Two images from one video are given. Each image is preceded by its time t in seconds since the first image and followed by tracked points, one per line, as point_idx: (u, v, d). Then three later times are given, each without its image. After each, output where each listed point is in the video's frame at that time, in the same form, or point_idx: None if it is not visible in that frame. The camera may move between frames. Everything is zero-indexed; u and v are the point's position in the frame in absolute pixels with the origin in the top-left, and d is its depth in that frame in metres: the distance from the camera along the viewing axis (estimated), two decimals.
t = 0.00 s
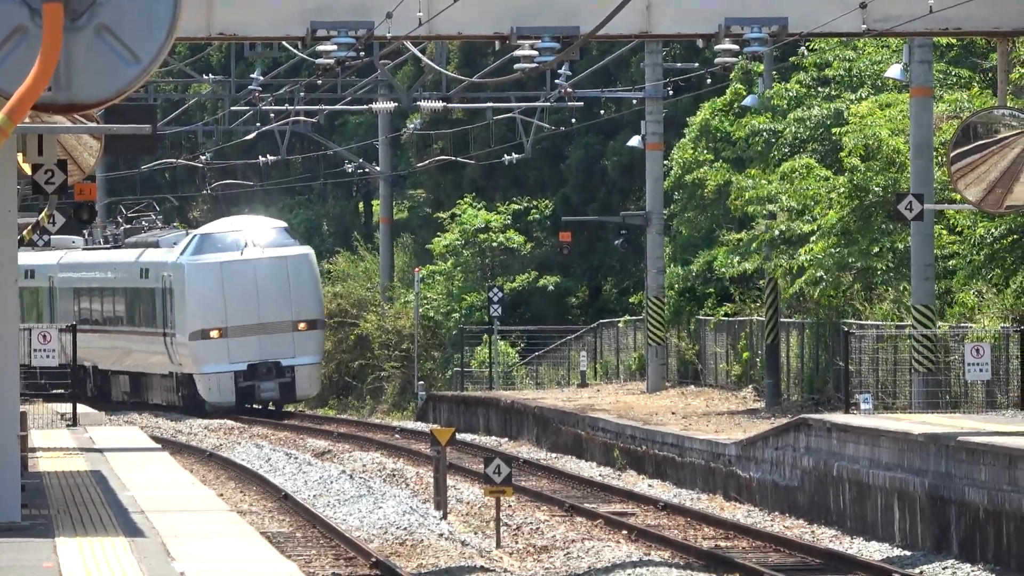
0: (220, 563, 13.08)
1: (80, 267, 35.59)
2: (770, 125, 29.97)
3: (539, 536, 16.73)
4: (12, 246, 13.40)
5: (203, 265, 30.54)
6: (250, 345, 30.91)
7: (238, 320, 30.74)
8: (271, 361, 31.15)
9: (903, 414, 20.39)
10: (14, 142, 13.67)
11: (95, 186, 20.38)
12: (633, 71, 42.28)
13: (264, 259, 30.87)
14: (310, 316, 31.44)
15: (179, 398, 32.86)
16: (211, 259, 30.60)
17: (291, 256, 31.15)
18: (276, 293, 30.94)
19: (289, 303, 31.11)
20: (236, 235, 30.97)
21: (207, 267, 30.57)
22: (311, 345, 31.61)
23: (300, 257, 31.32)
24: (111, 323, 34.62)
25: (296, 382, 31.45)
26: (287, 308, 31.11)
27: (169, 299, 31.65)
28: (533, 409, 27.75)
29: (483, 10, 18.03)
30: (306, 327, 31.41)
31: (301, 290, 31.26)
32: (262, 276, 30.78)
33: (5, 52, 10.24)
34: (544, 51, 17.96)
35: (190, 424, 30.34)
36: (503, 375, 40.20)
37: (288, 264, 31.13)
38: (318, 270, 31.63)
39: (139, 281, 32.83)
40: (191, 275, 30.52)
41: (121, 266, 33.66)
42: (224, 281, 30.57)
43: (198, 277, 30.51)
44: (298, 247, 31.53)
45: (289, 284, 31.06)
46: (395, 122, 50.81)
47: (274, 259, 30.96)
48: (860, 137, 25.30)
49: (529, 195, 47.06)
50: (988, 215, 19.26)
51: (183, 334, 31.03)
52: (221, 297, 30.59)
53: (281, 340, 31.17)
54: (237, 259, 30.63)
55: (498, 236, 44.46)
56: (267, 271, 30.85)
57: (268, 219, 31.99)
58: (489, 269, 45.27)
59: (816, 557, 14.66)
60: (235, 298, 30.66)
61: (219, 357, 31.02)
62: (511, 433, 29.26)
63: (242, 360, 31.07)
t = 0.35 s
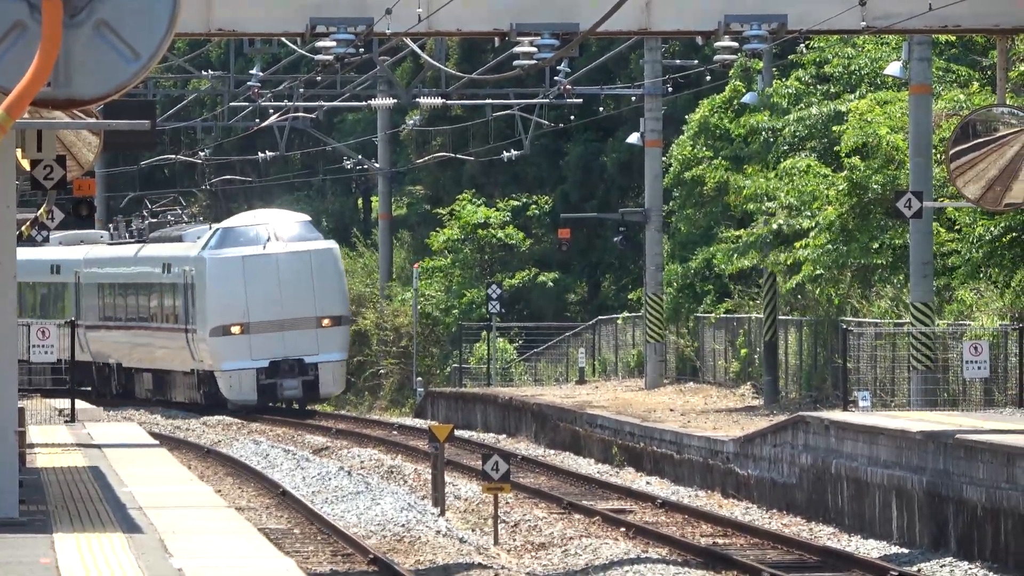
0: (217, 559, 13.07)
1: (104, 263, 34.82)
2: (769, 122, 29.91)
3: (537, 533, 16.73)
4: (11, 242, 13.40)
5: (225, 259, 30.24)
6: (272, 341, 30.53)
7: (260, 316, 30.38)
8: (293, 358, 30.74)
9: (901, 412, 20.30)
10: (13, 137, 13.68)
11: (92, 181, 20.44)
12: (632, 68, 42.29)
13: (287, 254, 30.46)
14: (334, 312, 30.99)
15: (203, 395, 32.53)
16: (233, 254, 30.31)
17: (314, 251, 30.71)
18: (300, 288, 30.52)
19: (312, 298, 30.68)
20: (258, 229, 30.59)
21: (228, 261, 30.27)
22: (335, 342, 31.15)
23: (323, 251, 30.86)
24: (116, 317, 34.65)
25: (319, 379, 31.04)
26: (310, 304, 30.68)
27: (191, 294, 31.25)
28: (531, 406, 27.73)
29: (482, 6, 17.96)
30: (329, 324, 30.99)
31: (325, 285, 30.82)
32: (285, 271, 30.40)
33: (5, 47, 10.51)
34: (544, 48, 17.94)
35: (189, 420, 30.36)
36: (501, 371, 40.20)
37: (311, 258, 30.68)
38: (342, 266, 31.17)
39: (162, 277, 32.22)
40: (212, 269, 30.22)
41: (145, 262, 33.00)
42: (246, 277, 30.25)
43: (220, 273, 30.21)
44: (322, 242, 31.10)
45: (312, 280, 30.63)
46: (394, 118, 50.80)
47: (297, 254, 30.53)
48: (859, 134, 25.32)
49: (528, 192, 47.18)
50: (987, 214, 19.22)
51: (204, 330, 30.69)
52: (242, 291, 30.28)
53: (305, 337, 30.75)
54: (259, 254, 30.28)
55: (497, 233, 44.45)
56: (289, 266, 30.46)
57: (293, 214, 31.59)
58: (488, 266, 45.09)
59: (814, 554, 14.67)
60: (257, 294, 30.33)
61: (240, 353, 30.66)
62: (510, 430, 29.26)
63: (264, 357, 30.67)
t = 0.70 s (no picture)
0: (216, 555, 13.09)
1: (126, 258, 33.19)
2: (766, 120, 29.88)
3: (534, 530, 16.74)
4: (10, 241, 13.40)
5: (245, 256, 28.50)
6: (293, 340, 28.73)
7: (281, 314, 28.61)
8: (314, 357, 28.93)
9: (898, 408, 20.17)
10: (11, 134, 13.65)
11: (89, 179, 20.51)
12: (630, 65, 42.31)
13: (308, 250, 28.61)
14: (357, 310, 29.14)
15: (220, 393, 30.84)
16: (253, 250, 28.53)
17: (336, 246, 28.82)
18: (321, 285, 28.69)
19: (335, 295, 28.82)
20: (280, 224, 28.81)
21: (248, 258, 28.54)
22: (358, 341, 29.29)
23: (346, 247, 29.00)
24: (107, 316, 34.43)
25: (341, 378, 29.23)
26: (332, 301, 28.83)
27: (209, 290, 29.57)
28: (529, 402, 27.76)
29: (480, 2, 18.02)
30: (352, 322, 29.11)
31: (348, 282, 28.97)
32: (306, 268, 28.57)
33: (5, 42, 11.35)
34: (542, 44, 17.98)
35: (186, 416, 30.35)
36: (499, 367, 40.14)
37: (333, 254, 28.81)
38: (366, 261, 29.33)
39: (181, 273, 30.54)
40: (232, 265, 28.51)
41: (166, 257, 31.28)
42: (266, 273, 28.48)
43: (240, 269, 28.49)
44: (345, 236, 29.25)
45: (334, 277, 28.80)
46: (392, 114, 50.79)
47: (320, 250, 28.68)
48: (856, 131, 25.42)
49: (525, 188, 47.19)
50: (985, 211, 19.22)
51: (223, 327, 28.99)
52: (263, 289, 28.51)
53: (326, 335, 28.90)
54: (280, 250, 28.49)
55: (494, 229, 44.66)
56: (311, 262, 28.63)
57: (315, 207, 29.76)
58: (485, 263, 45.03)
59: (811, 551, 14.67)
60: (278, 291, 28.54)
61: (260, 352, 28.89)
62: (507, 426, 29.29)
63: (285, 356, 28.90)
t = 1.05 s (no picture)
0: (213, 550, 13.09)
1: (148, 252, 32.45)
2: (765, 116, 29.85)
3: (531, 525, 16.74)
4: (7, 234, 13.45)
5: (263, 249, 27.58)
6: (313, 336, 27.64)
7: (300, 309, 27.56)
8: (334, 353, 27.74)
9: (896, 405, 20.23)
10: (9, 128, 13.66)
11: (87, 173, 20.05)
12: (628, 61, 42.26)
13: (328, 244, 27.50)
14: (379, 305, 27.92)
15: (240, 391, 29.85)
16: (272, 244, 27.57)
17: (357, 240, 27.73)
18: (342, 280, 27.51)
19: (355, 290, 27.64)
20: (300, 217, 27.81)
21: (267, 251, 27.59)
22: (381, 337, 28.04)
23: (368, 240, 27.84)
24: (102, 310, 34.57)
25: (362, 376, 27.97)
26: (353, 296, 27.64)
27: (230, 285, 28.82)
28: (526, 398, 27.74)
29: None
30: (374, 318, 27.90)
31: (370, 277, 27.79)
32: (326, 262, 27.44)
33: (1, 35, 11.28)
34: (541, 40, 17.79)
35: (183, 411, 30.34)
36: (496, 363, 40.11)
37: (355, 248, 27.70)
38: (389, 255, 28.10)
39: (201, 268, 29.97)
40: (250, 260, 27.64)
41: (189, 252, 30.64)
42: (285, 267, 27.47)
43: (259, 263, 27.59)
44: (368, 230, 28.09)
45: (355, 271, 27.61)
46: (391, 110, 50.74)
47: (340, 244, 27.58)
48: (855, 127, 25.38)
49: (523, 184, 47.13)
50: (983, 209, 19.16)
51: (242, 323, 28.07)
52: (282, 283, 27.52)
53: (347, 332, 27.71)
54: (299, 244, 27.46)
55: (491, 225, 45.35)
56: (331, 256, 27.48)
57: (339, 199, 28.64)
58: (482, 259, 45.86)
59: (809, 547, 14.67)
60: (298, 286, 27.50)
61: (280, 349, 27.85)
62: (505, 421, 29.26)
63: (304, 353, 27.79)
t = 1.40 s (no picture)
0: (212, 548, 13.09)
1: (167, 249, 31.39)
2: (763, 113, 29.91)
3: (529, 523, 16.75)
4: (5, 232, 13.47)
5: (279, 247, 26.49)
6: (331, 336, 26.57)
7: (319, 309, 26.49)
8: (353, 354, 26.71)
9: (894, 402, 20.18)
10: (8, 125, 13.64)
11: (86, 171, 20.08)
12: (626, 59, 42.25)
13: (346, 242, 26.46)
14: (399, 304, 26.89)
15: (258, 393, 28.86)
16: (289, 242, 26.51)
17: (376, 237, 26.65)
18: (359, 278, 26.51)
19: (375, 289, 26.62)
20: (317, 214, 26.74)
21: (284, 249, 26.51)
22: (401, 337, 27.03)
23: (387, 238, 26.78)
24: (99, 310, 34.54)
25: (381, 377, 26.97)
26: (372, 295, 26.63)
27: (246, 284, 27.72)
28: (524, 396, 27.75)
29: None
30: (394, 317, 26.88)
31: (390, 275, 26.75)
32: (344, 260, 26.42)
33: None
34: (538, 39, 17.85)
35: (181, 409, 30.32)
36: (494, 361, 40.10)
37: (373, 246, 26.64)
38: (408, 253, 27.08)
39: (220, 266, 28.74)
40: (267, 258, 26.55)
41: (205, 250, 29.51)
42: (301, 266, 26.42)
43: (275, 261, 26.50)
44: (387, 227, 27.04)
45: (375, 269, 26.58)
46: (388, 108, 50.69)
47: (358, 242, 26.53)
48: (853, 125, 25.37)
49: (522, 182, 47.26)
50: (981, 207, 19.15)
51: (258, 323, 26.97)
52: (299, 282, 26.43)
53: (366, 332, 26.70)
54: (316, 241, 26.43)
55: (490, 224, 44.83)
56: (349, 254, 26.47)
57: (357, 195, 27.59)
58: (480, 257, 45.48)
59: (806, 545, 14.69)
60: (315, 284, 26.42)
61: (297, 349, 26.77)
62: (503, 419, 29.29)
63: (323, 353, 26.71)
